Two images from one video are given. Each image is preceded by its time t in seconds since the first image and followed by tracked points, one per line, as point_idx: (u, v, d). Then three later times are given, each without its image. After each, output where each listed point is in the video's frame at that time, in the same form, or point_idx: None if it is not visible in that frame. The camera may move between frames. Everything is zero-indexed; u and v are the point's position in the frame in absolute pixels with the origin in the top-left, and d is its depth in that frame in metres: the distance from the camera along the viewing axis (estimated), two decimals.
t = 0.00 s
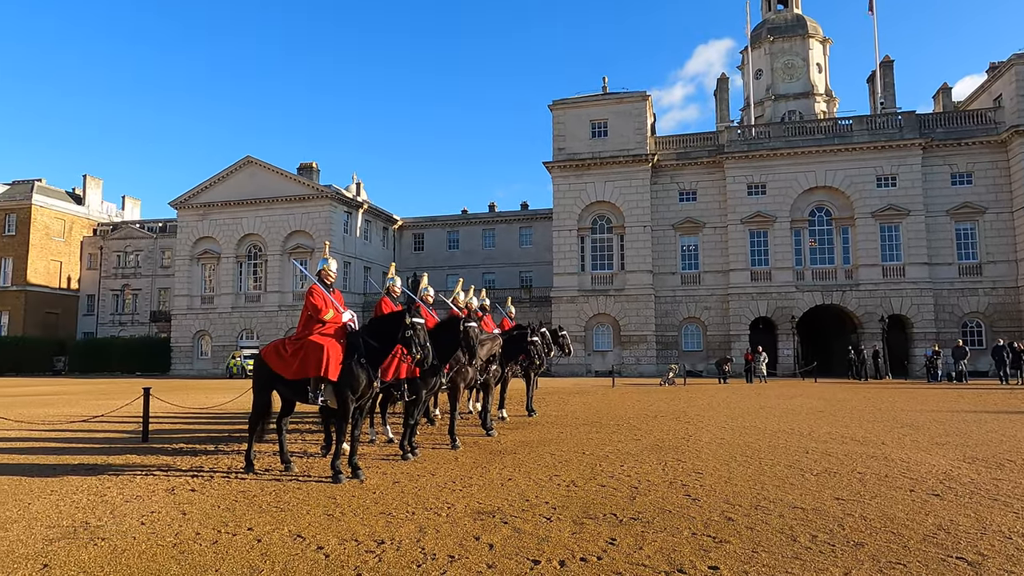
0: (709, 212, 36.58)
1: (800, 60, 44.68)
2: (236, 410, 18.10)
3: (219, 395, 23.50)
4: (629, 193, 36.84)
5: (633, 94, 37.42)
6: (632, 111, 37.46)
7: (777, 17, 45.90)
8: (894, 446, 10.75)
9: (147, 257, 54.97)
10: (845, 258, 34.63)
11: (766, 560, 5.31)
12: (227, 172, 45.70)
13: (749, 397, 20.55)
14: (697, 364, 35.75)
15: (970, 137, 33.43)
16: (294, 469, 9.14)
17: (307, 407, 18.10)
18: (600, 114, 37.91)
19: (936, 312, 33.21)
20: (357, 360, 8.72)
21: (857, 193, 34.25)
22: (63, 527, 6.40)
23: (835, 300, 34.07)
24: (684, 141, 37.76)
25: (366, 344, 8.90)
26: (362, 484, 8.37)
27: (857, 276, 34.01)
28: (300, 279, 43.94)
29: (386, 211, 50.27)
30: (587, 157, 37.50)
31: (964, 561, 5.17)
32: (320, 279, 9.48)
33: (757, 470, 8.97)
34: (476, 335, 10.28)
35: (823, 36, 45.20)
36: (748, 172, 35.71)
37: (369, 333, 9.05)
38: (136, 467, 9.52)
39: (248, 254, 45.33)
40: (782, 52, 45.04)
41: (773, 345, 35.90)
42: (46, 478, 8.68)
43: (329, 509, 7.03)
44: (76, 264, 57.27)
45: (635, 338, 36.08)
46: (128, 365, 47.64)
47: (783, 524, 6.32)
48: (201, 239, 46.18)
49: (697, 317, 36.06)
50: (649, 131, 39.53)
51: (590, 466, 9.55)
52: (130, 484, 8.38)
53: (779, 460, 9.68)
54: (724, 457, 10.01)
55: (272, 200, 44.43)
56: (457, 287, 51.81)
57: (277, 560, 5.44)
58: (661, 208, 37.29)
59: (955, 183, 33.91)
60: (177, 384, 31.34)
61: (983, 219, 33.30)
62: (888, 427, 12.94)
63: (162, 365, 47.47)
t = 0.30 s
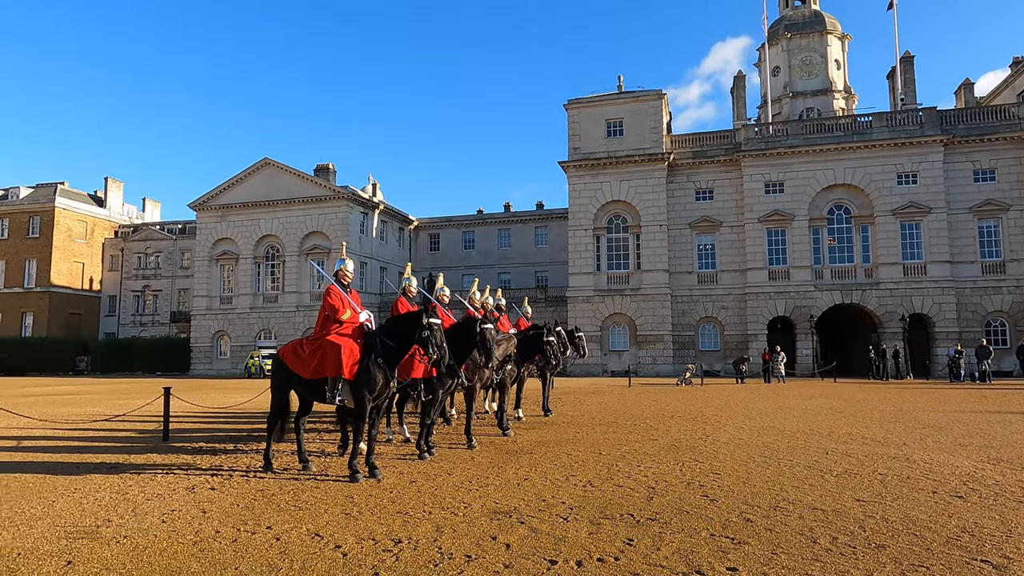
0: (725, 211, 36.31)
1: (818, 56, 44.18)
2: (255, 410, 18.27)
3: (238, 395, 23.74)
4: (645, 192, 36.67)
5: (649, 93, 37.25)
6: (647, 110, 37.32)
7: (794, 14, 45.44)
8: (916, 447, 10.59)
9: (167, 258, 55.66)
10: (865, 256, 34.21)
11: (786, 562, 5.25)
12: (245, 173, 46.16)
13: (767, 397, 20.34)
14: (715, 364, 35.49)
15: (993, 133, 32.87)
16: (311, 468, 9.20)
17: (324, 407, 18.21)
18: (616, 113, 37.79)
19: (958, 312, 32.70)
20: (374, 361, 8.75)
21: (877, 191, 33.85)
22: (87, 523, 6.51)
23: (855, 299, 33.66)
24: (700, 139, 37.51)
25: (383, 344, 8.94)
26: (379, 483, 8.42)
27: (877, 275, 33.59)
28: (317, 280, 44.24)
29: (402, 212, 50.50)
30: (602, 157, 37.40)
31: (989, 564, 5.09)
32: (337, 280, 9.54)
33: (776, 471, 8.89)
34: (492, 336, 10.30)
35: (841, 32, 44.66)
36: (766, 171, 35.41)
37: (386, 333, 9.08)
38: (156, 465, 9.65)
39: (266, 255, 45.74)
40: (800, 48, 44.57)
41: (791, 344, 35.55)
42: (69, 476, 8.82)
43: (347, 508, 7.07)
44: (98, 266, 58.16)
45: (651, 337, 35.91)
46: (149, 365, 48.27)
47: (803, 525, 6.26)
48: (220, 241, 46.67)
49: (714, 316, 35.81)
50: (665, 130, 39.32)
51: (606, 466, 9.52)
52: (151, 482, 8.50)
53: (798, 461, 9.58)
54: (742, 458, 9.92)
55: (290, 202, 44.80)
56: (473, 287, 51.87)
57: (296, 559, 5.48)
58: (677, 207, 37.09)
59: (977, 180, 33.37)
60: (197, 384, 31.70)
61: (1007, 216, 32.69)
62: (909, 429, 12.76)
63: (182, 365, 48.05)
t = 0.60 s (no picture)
0: (740, 210, 36.07)
1: (834, 54, 43.77)
2: (270, 410, 18.40)
3: (255, 395, 23.94)
4: (659, 191, 36.52)
5: (663, 92, 37.10)
6: (661, 109, 37.18)
7: (810, 11, 45.05)
8: (935, 448, 10.47)
9: (184, 260, 56.21)
10: (882, 255, 33.83)
11: (803, 564, 5.21)
12: (261, 175, 46.54)
13: (783, 397, 20.18)
14: (730, 365, 35.27)
15: (1013, 129, 32.35)
16: (327, 468, 9.27)
17: (340, 407, 18.31)
18: (629, 112, 37.67)
19: (978, 311, 32.25)
20: (389, 361, 8.79)
21: (894, 189, 33.45)
22: (106, 522, 6.59)
23: (873, 299, 33.31)
24: (714, 138, 37.29)
25: (397, 344, 8.96)
26: (394, 483, 8.44)
27: (895, 274, 33.19)
28: (331, 280, 44.50)
29: (415, 213, 50.68)
30: (616, 156, 37.30)
31: (1012, 568, 5.01)
32: (352, 280, 9.59)
33: (792, 472, 8.81)
34: (506, 336, 10.30)
35: (857, 29, 44.22)
36: (781, 169, 35.11)
37: (400, 333, 9.11)
38: (174, 465, 9.75)
39: (281, 256, 46.09)
40: (815, 46, 44.20)
41: (808, 344, 35.25)
42: (88, 475, 8.94)
43: (363, 508, 7.11)
44: (117, 267, 58.89)
45: (666, 337, 35.76)
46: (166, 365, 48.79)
47: (821, 526, 6.20)
48: (236, 242, 47.07)
49: (729, 316, 35.58)
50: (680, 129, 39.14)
51: (621, 467, 9.48)
52: (169, 481, 8.58)
53: (815, 462, 9.50)
54: (758, 459, 9.85)
55: (305, 203, 45.11)
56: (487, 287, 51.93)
57: (312, 557, 5.51)
58: (692, 206, 36.89)
59: (998, 178, 32.88)
60: (214, 384, 32.02)
61: None
62: (928, 430, 12.60)
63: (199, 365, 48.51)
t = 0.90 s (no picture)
0: (754, 210, 35.84)
1: (848, 52, 43.40)
2: (285, 410, 18.52)
3: (269, 396, 24.11)
4: (672, 191, 36.37)
5: (676, 91, 36.98)
6: (674, 108, 37.04)
7: (824, 9, 44.70)
8: (953, 450, 10.33)
9: (199, 261, 56.68)
10: (899, 255, 33.48)
11: (820, 566, 5.16)
12: (275, 177, 46.87)
13: (797, 398, 20.00)
14: (744, 366, 35.07)
15: None
16: (341, 468, 9.32)
17: (353, 408, 18.37)
18: (642, 112, 37.57)
19: (997, 311, 31.83)
20: (402, 361, 8.82)
21: (910, 188, 33.09)
22: (123, 521, 6.65)
23: (889, 299, 32.97)
24: (727, 137, 37.08)
25: (411, 345, 8.99)
26: (408, 484, 8.45)
27: (911, 273, 32.83)
28: (344, 281, 44.71)
29: (428, 214, 50.82)
30: (628, 156, 37.19)
31: None
32: (366, 281, 9.63)
33: (808, 474, 8.74)
34: (517, 337, 10.29)
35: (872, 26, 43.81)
36: (795, 169, 34.86)
37: (414, 334, 9.13)
38: (190, 465, 9.83)
39: (295, 258, 46.38)
40: (829, 44, 43.84)
41: (823, 344, 34.97)
42: (106, 474, 9.04)
43: (376, 508, 7.12)
44: (133, 269, 59.55)
45: (679, 338, 35.58)
46: (182, 366, 49.24)
47: (838, 529, 6.14)
48: (250, 244, 47.41)
49: (743, 317, 35.36)
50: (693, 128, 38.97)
51: (634, 468, 9.44)
52: (185, 481, 8.65)
53: (831, 464, 9.41)
54: (773, 461, 9.77)
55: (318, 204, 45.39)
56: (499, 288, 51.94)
57: (326, 557, 5.54)
58: (705, 206, 36.69)
59: (1017, 176, 32.45)
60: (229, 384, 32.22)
61: None
62: (946, 431, 12.44)
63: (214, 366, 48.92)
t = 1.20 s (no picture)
0: (765, 210, 35.65)
1: (860, 50, 43.10)
2: (296, 411, 18.61)
3: (280, 397, 24.24)
4: (682, 192, 36.25)
5: (686, 91, 36.87)
6: (684, 108, 36.93)
7: (835, 7, 44.41)
8: (969, 452, 10.21)
9: (211, 263, 57.05)
10: (912, 255, 33.21)
11: (834, 569, 5.14)
12: (286, 179, 47.14)
13: (809, 399, 19.85)
14: (755, 366, 34.90)
15: None
16: (352, 469, 9.35)
17: (364, 409, 18.43)
18: (651, 112, 37.48)
19: (1012, 311, 31.50)
20: (413, 363, 8.84)
21: (924, 187, 32.81)
22: (138, 521, 6.71)
23: (901, 299, 32.69)
24: (738, 137, 36.92)
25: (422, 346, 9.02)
26: (420, 485, 8.46)
27: (924, 274, 32.54)
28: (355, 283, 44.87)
29: (437, 216, 50.92)
30: (638, 157, 37.11)
31: None
32: (377, 283, 9.68)
33: (820, 475, 8.68)
34: (527, 336, 10.31)
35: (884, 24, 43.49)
36: (807, 169, 34.67)
37: (425, 335, 9.16)
38: (203, 465, 9.90)
39: (305, 259, 46.60)
40: (841, 43, 43.55)
41: (835, 345, 34.73)
42: (120, 475, 9.13)
43: (388, 509, 7.14)
44: (146, 271, 60.06)
45: (689, 339, 35.45)
46: (194, 367, 49.61)
47: (851, 531, 6.10)
48: (261, 245, 47.68)
49: (754, 317, 35.20)
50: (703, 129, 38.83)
51: (645, 469, 9.41)
52: (198, 481, 8.72)
53: (844, 465, 9.34)
54: (785, 462, 9.71)
55: (328, 206, 45.58)
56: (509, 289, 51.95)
57: (338, 558, 5.56)
58: (715, 206, 36.54)
59: None
60: (240, 385, 32.39)
61: None
62: (960, 433, 12.31)
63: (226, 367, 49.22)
